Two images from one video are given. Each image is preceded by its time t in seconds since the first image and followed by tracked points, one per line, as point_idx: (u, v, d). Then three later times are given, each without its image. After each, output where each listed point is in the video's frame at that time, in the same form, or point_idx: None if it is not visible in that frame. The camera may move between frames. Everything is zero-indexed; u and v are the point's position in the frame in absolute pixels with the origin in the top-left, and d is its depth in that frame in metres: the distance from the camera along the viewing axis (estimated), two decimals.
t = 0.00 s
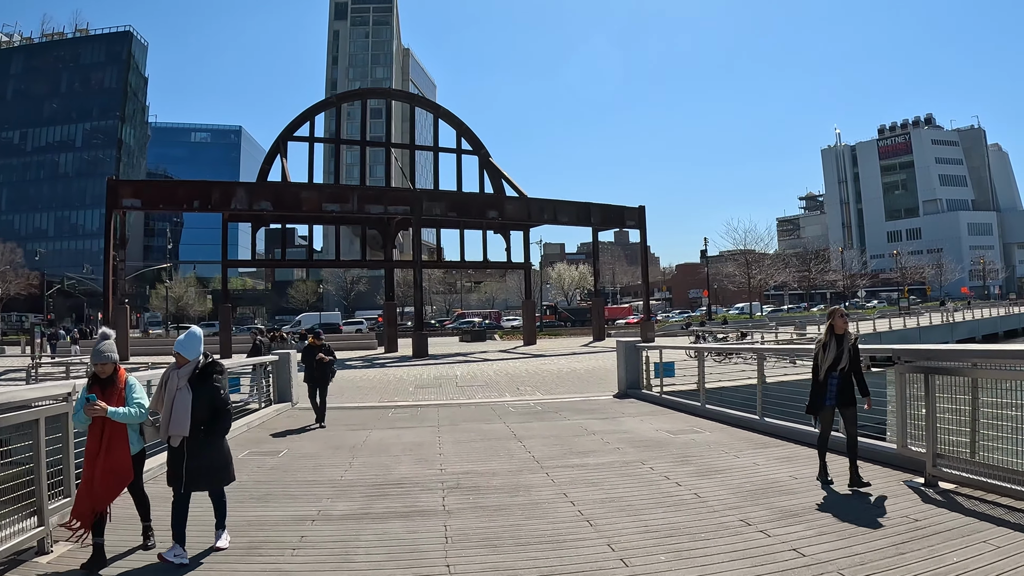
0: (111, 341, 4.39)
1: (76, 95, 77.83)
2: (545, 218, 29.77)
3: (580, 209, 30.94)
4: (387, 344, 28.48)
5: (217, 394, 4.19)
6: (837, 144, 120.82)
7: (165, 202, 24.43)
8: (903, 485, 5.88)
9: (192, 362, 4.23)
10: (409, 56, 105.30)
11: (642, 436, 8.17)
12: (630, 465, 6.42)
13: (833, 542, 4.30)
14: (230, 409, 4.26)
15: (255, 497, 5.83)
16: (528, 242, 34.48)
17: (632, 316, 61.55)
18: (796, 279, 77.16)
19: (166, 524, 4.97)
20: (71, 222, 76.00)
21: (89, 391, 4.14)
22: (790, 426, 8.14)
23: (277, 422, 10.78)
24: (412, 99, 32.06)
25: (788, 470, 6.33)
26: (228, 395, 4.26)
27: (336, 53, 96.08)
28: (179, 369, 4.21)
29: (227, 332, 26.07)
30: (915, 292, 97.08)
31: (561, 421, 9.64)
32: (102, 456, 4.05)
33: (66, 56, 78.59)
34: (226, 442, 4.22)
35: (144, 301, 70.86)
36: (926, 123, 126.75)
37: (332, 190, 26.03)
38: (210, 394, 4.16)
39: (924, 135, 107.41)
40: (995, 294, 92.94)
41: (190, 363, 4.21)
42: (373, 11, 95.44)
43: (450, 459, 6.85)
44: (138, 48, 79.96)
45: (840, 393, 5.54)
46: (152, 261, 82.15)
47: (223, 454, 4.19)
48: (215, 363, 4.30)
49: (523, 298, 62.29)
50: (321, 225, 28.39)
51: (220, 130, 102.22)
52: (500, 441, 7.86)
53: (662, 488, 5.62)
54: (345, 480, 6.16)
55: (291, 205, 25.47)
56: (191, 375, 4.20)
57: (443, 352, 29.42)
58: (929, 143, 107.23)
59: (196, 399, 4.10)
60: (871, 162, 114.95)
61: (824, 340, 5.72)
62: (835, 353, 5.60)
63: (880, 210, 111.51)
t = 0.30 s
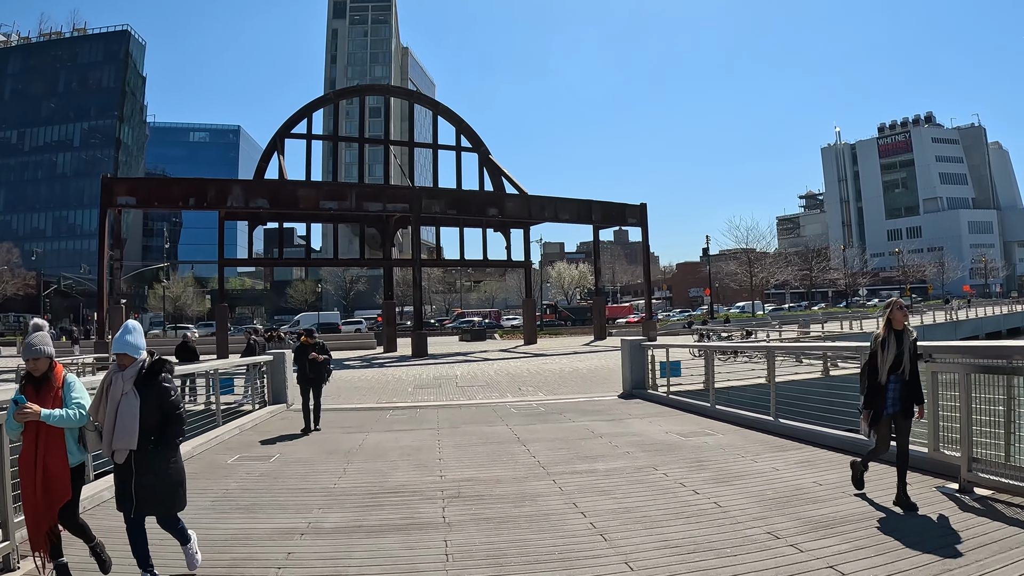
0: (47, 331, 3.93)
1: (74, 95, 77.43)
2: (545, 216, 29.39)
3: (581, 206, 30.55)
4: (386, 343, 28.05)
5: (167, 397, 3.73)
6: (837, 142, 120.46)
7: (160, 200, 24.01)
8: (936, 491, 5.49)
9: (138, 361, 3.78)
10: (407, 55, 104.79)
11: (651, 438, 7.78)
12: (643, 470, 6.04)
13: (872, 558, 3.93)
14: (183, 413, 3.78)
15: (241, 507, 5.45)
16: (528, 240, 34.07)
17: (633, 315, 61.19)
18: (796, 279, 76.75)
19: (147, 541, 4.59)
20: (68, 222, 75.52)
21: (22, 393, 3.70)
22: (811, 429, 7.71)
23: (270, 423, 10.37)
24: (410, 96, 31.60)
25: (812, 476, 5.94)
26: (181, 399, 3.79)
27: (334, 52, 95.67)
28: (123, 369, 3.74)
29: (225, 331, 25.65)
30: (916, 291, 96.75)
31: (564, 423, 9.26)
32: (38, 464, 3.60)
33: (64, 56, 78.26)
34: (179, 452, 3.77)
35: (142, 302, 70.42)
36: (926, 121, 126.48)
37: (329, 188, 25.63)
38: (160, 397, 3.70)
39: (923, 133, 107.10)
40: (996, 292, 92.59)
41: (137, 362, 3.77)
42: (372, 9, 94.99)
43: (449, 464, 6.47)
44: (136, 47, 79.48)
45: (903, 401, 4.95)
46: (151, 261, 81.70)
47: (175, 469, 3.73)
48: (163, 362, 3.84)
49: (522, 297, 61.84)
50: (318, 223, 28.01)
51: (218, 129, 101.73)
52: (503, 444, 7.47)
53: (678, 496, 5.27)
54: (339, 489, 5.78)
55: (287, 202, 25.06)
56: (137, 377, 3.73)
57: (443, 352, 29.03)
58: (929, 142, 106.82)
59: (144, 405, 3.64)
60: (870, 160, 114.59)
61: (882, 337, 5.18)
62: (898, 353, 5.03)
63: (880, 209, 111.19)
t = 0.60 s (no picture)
0: None
1: (72, 95, 77.02)
2: (546, 215, 28.99)
3: (582, 205, 30.17)
4: (385, 344, 27.68)
5: (115, 413, 3.28)
6: (837, 142, 120.23)
7: (156, 200, 23.62)
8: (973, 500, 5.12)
9: (79, 370, 3.36)
10: (406, 55, 104.42)
11: (665, 444, 7.43)
12: (658, 479, 5.68)
13: None
14: (137, 434, 3.34)
15: (228, 522, 5.07)
16: (529, 240, 33.68)
17: (634, 315, 60.83)
18: (798, 278, 76.51)
19: (123, 561, 4.21)
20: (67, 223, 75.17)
21: None
22: (835, 434, 7.34)
23: (265, 428, 9.99)
24: (410, 93, 31.21)
25: (839, 485, 5.59)
26: (132, 415, 3.36)
27: (333, 52, 95.33)
28: (61, 381, 3.32)
29: (222, 333, 25.23)
30: (918, 290, 96.37)
31: (572, 427, 8.88)
32: None
33: (62, 56, 77.93)
34: (128, 479, 3.29)
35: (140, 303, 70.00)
36: (925, 120, 126.27)
37: (328, 186, 25.24)
38: (107, 414, 3.26)
39: (924, 132, 106.78)
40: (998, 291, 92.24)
41: (77, 371, 3.35)
42: (371, 9, 94.61)
43: (453, 473, 6.10)
44: (134, 47, 79.09)
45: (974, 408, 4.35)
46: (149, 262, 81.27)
47: (124, 498, 3.27)
48: (109, 372, 3.38)
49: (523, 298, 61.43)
50: (317, 223, 27.62)
51: (217, 130, 101.35)
52: (508, 451, 7.10)
53: (699, 508, 4.90)
54: (335, 501, 5.42)
55: (285, 201, 24.67)
56: (80, 390, 3.30)
57: (443, 353, 28.66)
58: (929, 141, 106.48)
59: (89, 425, 3.20)
60: (871, 159, 114.33)
61: (950, 340, 4.56)
62: (968, 357, 4.43)
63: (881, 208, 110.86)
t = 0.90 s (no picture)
0: None
1: (70, 96, 76.58)
2: (547, 215, 28.60)
3: (584, 205, 29.81)
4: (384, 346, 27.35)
5: (38, 441, 2.94)
6: (837, 143, 120.08)
7: (151, 199, 23.22)
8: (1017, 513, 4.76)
9: None
10: (406, 55, 104.14)
11: (679, 451, 7.08)
12: (676, 491, 5.33)
13: None
14: (61, 463, 3.01)
15: (213, 540, 4.68)
16: (530, 240, 33.31)
17: (634, 316, 60.58)
18: (800, 278, 76.29)
19: None
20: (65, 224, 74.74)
21: None
22: (857, 440, 6.98)
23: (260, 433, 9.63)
24: (409, 91, 30.82)
25: (873, 498, 5.22)
26: (56, 444, 3.01)
27: (332, 52, 94.93)
28: None
29: (219, 334, 24.78)
30: (919, 291, 96.11)
31: (580, 434, 8.50)
32: None
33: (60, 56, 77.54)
34: (52, 513, 2.96)
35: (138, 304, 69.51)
36: (926, 121, 126.02)
37: (326, 185, 24.86)
38: (29, 439, 2.93)
39: (924, 133, 106.70)
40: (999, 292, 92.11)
41: None
42: (370, 9, 94.34)
43: (457, 484, 5.72)
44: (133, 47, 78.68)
45: None
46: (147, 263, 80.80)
47: (46, 538, 2.93)
48: (36, 389, 3.03)
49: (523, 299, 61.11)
50: (315, 222, 27.22)
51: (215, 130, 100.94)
52: (514, 460, 6.71)
53: (725, 525, 4.52)
54: (332, 514, 5.05)
55: (283, 200, 24.26)
56: None
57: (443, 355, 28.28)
58: (929, 141, 106.32)
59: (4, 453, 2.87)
60: (871, 160, 114.15)
61: None
62: None
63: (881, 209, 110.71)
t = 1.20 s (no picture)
0: None
1: (68, 95, 76.08)
2: (548, 212, 28.19)
3: (585, 202, 29.44)
4: (382, 345, 27.01)
5: None
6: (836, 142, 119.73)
7: (146, 196, 22.79)
8: None
9: None
10: (404, 54, 103.70)
11: (692, 454, 6.76)
12: (693, 499, 5.02)
13: None
14: None
15: (195, 553, 4.32)
16: (530, 238, 32.93)
17: (634, 316, 60.21)
18: (801, 278, 75.90)
19: None
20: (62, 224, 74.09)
21: None
22: (880, 443, 6.67)
23: (251, 436, 9.25)
24: (408, 88, 30.39)
25: (904, 509, 4.91)
26: None
27: (331, 52, 94.49)
28: None
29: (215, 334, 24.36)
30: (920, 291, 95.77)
31: (585, 436, 8.14)
32: None
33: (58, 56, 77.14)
34: None
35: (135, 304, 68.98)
36: (926, 121, 125.71)
37: (323, 183, 24.41)
38: None
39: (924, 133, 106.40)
40: (1000, 291, 91.88)
41: None
42: (369, 8, 93.92)
43: (459, 491, 5.39)
44: (130, 46, 78.24)
45: None
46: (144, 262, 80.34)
47: None
48: None
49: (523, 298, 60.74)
50: (313, 220, 26.80)
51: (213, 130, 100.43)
52: (517, 465, 6.36)
53: (748, 537, 4.19)
54: (324, 524, 4.71)
55: (279, 198, 23.80)
56: None
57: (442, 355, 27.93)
58: (930, 141, 105.90)
59: None
60: (870, 159, 113.82)
61: None
62: None
63: (880, 209, 110.42)
